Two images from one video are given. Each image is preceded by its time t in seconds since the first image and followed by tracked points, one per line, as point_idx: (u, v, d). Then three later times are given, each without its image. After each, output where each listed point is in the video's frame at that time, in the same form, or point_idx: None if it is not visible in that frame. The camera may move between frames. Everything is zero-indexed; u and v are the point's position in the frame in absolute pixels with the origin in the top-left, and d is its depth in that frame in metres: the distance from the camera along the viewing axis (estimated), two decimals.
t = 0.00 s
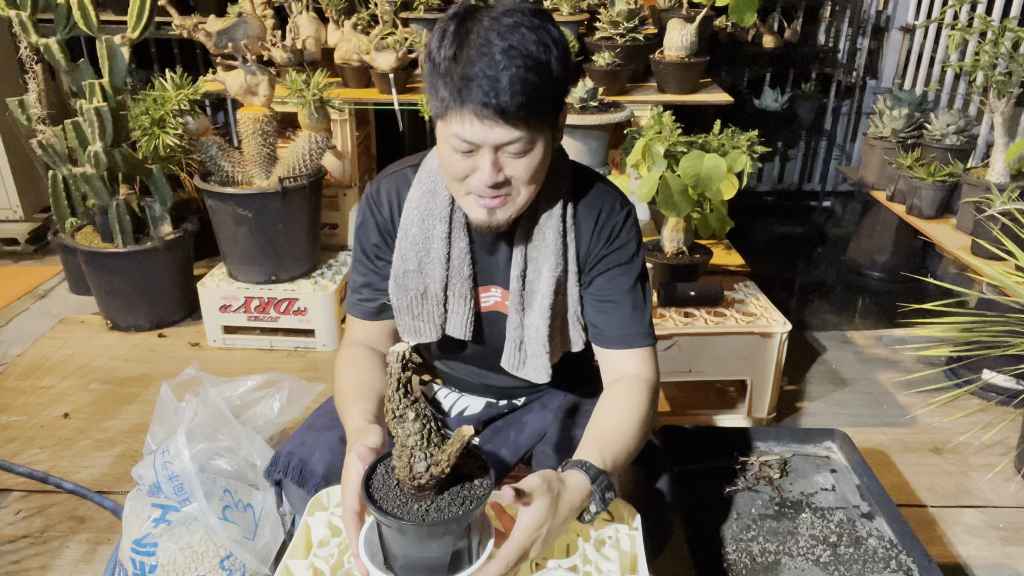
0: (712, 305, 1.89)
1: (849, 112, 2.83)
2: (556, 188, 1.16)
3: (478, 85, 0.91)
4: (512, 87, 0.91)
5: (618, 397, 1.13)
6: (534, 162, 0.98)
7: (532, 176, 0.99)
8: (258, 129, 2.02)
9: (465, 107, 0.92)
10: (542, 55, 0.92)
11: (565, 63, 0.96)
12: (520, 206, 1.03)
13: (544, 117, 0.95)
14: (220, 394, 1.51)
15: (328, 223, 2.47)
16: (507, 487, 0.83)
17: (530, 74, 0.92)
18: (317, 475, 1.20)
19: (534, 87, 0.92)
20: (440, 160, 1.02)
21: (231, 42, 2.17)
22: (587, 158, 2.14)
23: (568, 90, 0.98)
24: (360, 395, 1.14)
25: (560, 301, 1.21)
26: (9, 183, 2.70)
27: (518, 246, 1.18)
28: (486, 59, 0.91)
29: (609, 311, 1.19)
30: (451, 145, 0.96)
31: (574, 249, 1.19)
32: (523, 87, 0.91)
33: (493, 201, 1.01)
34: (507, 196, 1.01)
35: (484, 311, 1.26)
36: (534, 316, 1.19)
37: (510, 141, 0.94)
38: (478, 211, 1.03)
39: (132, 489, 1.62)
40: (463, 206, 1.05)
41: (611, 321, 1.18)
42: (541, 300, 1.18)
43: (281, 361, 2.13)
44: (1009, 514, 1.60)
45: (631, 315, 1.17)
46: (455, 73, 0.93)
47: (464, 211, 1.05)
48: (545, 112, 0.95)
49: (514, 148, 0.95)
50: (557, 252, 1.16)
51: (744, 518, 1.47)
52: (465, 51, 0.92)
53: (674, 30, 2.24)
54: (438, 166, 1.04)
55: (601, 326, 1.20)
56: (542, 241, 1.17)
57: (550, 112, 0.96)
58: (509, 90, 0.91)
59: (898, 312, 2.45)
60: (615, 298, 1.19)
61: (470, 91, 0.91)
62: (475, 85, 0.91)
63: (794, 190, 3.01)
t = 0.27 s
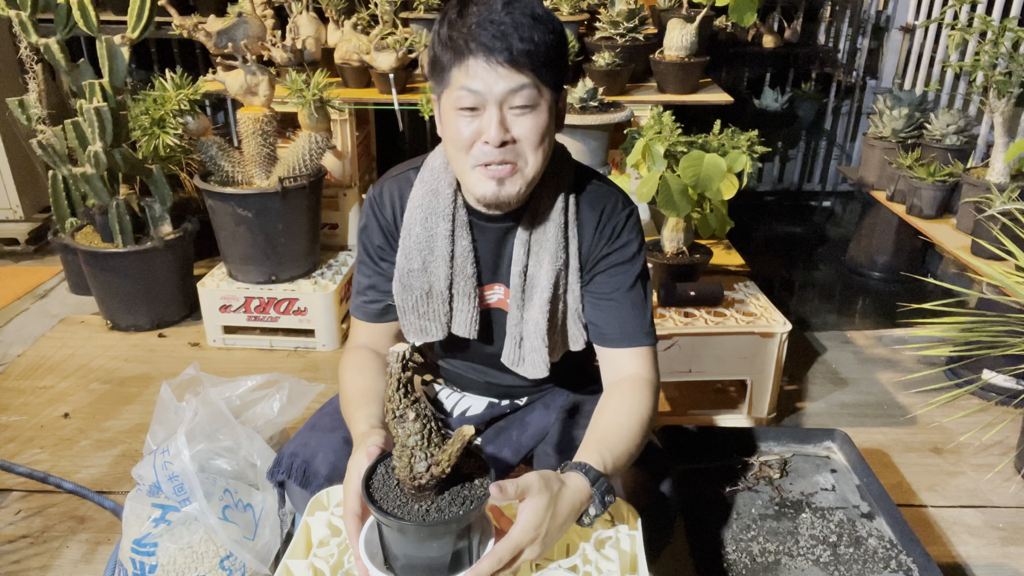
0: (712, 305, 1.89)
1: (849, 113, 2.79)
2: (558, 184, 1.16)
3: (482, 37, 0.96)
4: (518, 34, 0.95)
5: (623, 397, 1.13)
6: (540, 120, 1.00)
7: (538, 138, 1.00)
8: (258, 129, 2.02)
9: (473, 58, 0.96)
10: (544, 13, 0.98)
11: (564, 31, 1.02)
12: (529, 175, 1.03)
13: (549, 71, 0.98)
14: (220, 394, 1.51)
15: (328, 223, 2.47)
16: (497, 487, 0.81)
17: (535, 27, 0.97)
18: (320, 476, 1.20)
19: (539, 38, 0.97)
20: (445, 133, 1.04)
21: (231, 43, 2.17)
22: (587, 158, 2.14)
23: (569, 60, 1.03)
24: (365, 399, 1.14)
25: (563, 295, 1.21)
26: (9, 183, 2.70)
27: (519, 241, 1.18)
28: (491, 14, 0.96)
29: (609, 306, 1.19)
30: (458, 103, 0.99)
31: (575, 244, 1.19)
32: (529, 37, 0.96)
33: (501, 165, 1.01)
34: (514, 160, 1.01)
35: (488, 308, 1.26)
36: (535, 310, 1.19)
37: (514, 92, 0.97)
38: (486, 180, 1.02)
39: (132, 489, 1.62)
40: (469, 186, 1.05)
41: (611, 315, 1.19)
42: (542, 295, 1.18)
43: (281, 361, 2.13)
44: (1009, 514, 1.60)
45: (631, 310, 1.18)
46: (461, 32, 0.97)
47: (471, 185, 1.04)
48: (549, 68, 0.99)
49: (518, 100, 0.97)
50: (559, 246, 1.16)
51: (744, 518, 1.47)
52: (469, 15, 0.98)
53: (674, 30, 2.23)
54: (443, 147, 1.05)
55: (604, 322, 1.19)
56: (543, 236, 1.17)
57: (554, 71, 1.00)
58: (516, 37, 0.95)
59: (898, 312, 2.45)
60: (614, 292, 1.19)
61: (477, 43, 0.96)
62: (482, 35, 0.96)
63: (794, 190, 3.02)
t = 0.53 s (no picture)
0: (712, 305, 1.89)
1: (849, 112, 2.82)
2: (558, 192, 1.17)
3: (484, 41, 0.96)
4: (520, 37, 0.96)
5: (630, 394, 1.14)
6: (541, 126, 0.99)
7: (539, 145, 1.00)
8: (258, 129, 2.02)
9: (474, 61, 0.96)
10: (544, 18, 0.99)
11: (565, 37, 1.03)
12: (529, 184, 1.02)
13: (551, 76, 0.99)
14: (220, 394, 1.51)
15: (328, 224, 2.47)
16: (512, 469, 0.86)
17: (537, 30, 0.97)
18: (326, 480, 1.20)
19: (541, 42, 0.97)
20: (444, 141, 1.04)
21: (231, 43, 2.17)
22: (587, 158, 2.14)
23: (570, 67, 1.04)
24: (344, 404, 1.12)
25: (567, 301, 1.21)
26: (9, 183, 2.70)
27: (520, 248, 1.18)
28: (493, 19, 0.97)
29: (613, 313, 1.20)
30: (459, 107, 0.98)
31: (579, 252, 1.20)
32: (531, 41, 0.96)
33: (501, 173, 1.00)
34: (514, 166, 1.00)
35: (489, 316, 1.26)
36: (541, 319, 1.19)
37: (516, 96, 0.97)
38: (486, 189, 1.02)
39: (132, 489, 1.62)
40: (469, 197, 1.04)
41: (616, 323, 1.20)
42: (548, 303, 1.18)
43: (281, 361, 2.13)
44: (1009, 514, 1.60)
45: (636, 316, 1.19)
46: (462, 36, 0.97)
47: (470, 195, 1.03)
48: (551, 73, 0.99)
49: (520, 104, 0.97)
50: (564, 254, 1.17)
51: (744, 518, 1.47)
52: (470, 19, 0.98)
53: (674, 30, 2.23)
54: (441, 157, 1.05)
55: (611, 329, 1.20)
56: (547, 244, 1.17)
57: (555, 76, 1.00)
58: (518, 40, 0.96)
59: (898, 312, 2.45)
60: (618, 299, 1.20)
61: (478, 47, 0.96)
62: (483, 39, 0.96)
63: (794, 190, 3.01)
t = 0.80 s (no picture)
0: (712, 305, 1.89)
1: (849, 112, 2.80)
2: (557, 216, 1.17)
3: (475, 72, 0.95)
4: (513, 68, 0.95)
5: (635, 394, 1.15)
6: (534, 159, 0.99)
7: (533, 178, 1.00)
8: (258, 129, 2.02)
9: (466, 94, 0.95)
10: (538, 46, 0.98)
11: (559, 64, 1.02)
12: (523, 219, 1.03)
13: (544, 108, 0.98)
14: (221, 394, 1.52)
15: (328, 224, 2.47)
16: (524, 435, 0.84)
17: (531, 60, 0.96)
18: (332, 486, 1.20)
19: (534, 72, 0.96)
20: (436, 172, 1.03)
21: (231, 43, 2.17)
22: (587, 158, 2.14)
23: (564, 94, 1.03)
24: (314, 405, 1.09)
25: (570, 322, 1.21)
26: (9, 183, 2.70)
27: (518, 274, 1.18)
28: (485, 48, 0.96)
29: (618, 330, 1.20)
30: (451, 140, 0.98)
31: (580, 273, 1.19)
32: (524, 71, 0.95)
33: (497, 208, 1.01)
34: (509, 201, 1.01)
35: (488, 337, 1.26)
36: (542, 345, 1.20)
37: (508, 128, 0.96)
38: (482, 224, 1.03)
39: (132, 489, 1.62)
40: (466, 231, 1.06)
41: (623, 340, 1.20)
42: (550, 327, 1.18)
43: (281, 361, 2.13)
44: (1009, 514, 1.60)
45: (641, 334, 1.19)
46: (453, 66, 0.96)
47: (466, 230, 1.05)
48: (544, 104, 0.98)
49: (513, 136, 0.96)
50: (564, 278, 1.17)
51: (744, 518, 1.47)
52: (461, 48, 0.97)
53: (674, 30, 2.23)
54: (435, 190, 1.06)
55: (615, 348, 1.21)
56: (547, 268, 1.17)
57: (549, 107, 0.99)
58: (511, 72, 0.95)
59: (898, 312, 2.45)
60: (622, 316, 1.20)
61: (469, 79, 0.95)
62: (475, 69, 0.95)
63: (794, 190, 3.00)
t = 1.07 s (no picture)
0: (712, 305, 1.89)
1: (849, 113, 2.83)
2: (545, 215, 1.10)
3: (449, 69, 0.85)
4: (492, 65, 0.85)
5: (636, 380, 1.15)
6: (517, 165, 0.90)
7: (516, 186, 0.91)
8: (258, 129, 2.02)
9: (438, 93, 0.85)
10: (523, 36, 0.87)
11: (549, 56, 0.91)
12: (504, 227, 0.95)
13: (527, 108, 0.88)
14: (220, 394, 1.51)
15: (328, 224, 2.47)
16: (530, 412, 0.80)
17: (513, 56, 0.86)
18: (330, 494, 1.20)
19: (517, 68, 0.86)
20: (409, 175, 0.94)
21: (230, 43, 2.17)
22: (587, 158, 2.14)
23: (552, 90, 0.93)
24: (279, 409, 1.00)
25: (563, 325, 1.17)
26: (9, 183, 2.70)
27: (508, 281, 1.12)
28: (461, 41, 0.85)
29: (611, 329, 1.17)
30: (423, 142, 0.88)
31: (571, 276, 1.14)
32: (504, 68, 0.85)
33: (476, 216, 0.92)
34: (489, 210, 0.92)
35: (477, 336, 1.19)
36: (532, 351, 1.14)
37: (490, 132, 0.86)
38: (460, 231, 0.94)
39: (132, 489, 1.62)
40: (444, 238, 0.97)
41: (615, 336, 1.17)
42: (541, 336, 1.13)
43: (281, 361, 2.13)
44: (1009, 514, 1.60)
45: (638, 329, 1.16)
46: (426, 61, 0.86)
47: (445, 238, 0.96)
48: (528, 104, 0.88)
49: (494, 140, 0.87)
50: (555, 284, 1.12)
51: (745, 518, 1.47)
52: (433, 39, 0.87)
53: (674, 30, 2.24)
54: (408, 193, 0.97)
55: (612, 344, 1.17)
56: (539, 275, 1.12)
57: (534, 106, 0.89)
58: (490, 69, 0.85)
59: (898, 312, 2.46)
60: (616, 315, 1.17)
61: (443, 77, 0.85)
62: (448, 66, 0.85)
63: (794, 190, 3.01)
